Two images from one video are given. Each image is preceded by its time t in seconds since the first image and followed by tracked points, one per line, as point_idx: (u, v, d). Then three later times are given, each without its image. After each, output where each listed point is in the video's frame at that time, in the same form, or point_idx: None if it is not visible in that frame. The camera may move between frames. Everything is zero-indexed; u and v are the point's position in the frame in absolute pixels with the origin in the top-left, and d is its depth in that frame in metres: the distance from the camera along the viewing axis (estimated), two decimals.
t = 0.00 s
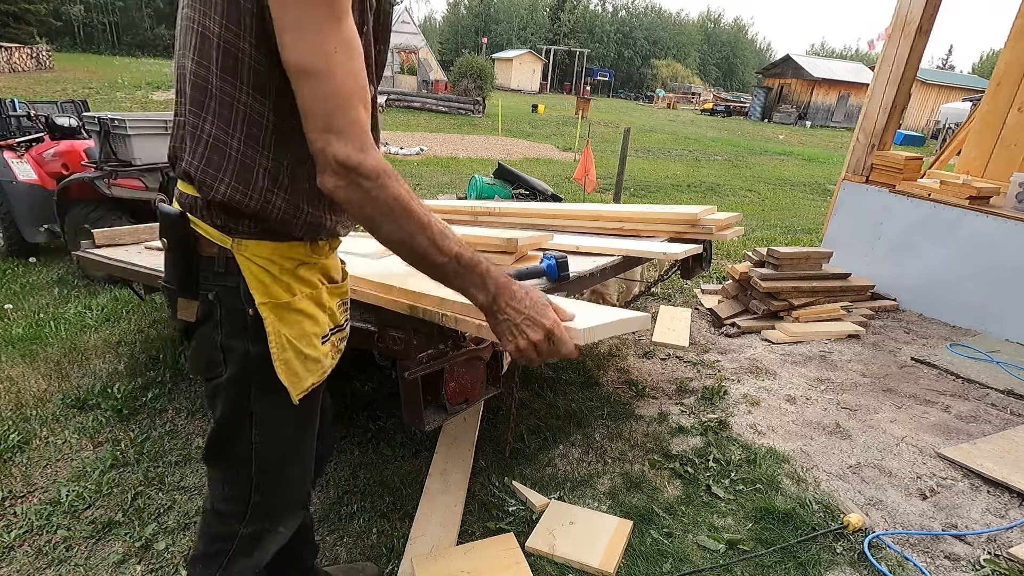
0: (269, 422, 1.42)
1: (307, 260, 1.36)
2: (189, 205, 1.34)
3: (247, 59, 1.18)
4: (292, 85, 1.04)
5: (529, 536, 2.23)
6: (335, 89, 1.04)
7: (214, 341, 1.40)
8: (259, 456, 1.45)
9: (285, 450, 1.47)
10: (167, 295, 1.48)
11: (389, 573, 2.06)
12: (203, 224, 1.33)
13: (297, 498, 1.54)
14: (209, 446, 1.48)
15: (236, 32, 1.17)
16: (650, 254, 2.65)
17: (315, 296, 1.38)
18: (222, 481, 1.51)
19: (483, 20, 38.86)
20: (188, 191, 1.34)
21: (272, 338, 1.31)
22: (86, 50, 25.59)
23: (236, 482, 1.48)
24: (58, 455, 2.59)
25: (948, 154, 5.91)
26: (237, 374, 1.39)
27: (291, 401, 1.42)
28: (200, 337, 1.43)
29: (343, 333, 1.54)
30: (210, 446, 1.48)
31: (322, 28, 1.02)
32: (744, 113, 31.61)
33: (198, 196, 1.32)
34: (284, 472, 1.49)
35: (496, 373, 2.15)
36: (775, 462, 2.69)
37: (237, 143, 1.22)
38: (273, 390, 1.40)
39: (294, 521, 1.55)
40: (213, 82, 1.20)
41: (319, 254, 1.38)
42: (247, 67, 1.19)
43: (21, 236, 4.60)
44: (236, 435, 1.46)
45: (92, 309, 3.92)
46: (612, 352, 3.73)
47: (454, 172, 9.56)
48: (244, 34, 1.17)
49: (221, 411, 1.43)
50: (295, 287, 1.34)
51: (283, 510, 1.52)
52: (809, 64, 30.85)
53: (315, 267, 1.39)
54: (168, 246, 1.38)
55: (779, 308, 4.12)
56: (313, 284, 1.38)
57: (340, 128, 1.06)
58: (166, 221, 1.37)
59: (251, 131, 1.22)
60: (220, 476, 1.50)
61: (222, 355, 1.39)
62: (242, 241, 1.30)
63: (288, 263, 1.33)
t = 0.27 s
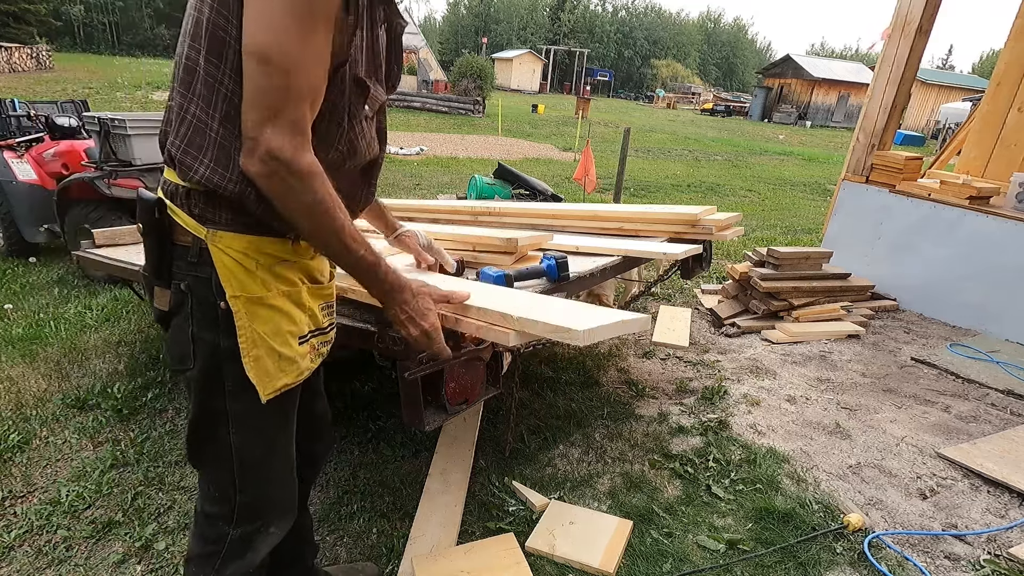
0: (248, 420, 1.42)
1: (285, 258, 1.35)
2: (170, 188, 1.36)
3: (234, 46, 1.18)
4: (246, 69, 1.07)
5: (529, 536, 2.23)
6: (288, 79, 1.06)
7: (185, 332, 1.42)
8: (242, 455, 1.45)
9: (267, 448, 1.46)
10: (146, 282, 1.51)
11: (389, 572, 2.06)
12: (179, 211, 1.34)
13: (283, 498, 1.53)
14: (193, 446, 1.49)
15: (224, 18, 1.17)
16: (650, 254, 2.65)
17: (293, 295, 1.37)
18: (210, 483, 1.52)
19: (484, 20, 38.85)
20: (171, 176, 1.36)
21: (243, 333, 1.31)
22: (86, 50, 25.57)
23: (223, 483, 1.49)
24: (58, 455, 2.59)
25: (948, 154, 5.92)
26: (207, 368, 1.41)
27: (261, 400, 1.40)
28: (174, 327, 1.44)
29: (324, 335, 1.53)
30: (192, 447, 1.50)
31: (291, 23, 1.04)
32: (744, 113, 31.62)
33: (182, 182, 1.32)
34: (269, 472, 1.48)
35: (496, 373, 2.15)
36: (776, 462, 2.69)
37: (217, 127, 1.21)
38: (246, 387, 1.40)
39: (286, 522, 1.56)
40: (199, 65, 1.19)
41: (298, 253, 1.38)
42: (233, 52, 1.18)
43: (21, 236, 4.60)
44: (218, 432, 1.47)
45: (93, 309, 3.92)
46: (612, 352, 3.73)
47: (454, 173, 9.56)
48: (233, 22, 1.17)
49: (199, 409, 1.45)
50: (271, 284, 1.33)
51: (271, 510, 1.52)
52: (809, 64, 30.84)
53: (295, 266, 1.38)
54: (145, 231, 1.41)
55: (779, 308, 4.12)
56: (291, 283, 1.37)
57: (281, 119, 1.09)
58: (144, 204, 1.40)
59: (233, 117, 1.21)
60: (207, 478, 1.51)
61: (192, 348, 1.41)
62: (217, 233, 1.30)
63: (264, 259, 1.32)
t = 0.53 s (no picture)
0: (247, 414, 1.43)
1: (286, 254, 1.35)
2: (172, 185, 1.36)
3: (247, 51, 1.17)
4: (274, 82, 1.08)
5: (529, 536, 2.23)
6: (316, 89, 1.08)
7: (186, 327, 1.42)
8: (240, 450, 1.45)
9: (265, 444, 1.46)
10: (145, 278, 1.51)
11: (389, 572, 2.06)
12: (182, 208, 1.35)
13: (281, 494, 1.53)
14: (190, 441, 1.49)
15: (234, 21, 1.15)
16: (650, 254, 2.65)
17: (294, 292, 1.37)
18: (207, 478, 1.52)
19: (483, 20, 38.85)
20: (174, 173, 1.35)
21: (245, 329, 1.32)
22: (85, 50, 25.56)
23: (220, 478, 1.49)
24: (58, 455, 2.59)
25: (948, 154, 5.91)
26: (208, 363, 1.41)
27: (262, 395, 1.41)
28: (174, 322, 1.45)
29: (324, 330, 1.53)
30: (190, 442, 1.49)
31: (312, 32, 1.05)
32: (744, 113, 31.61)
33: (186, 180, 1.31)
34: (268, 467, 1.48)
35: (497, 372, 2.15)
36: (775, 462, 2.69)
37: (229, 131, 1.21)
38: (247, 381, 1.40)
39: (282, 518, 1.55)
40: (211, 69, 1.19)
41: (298, 249, 1.38)
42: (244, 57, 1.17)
43: (21, 236, 4.60)
44: (217, 427, 1.47)
45: (93, 309, 3.92)
46: (612, 352, 3.73)
47: (454, 173, 9.56)
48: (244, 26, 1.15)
49: (198, 404, 1.45)
50: (272, 280, 1.34)
51: (268, 507, 1.52)
52: (809, 64, 30.83)
53: (295, 262, 1.38)
54: (146, 226, 1.41)
55: (779, 308, 4.12)
56: (292, 279, 1.37)
57: (314, 129, 1.12)
58: (144, 199, 1.39)
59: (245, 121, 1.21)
60: (205, 473, 1.51)
61: (193, 343, 1.41)
62: (220, 229, 1.30)
63: (265, 255, 1.32)
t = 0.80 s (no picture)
0: (243, 414, 1.42)
1: (284, 255, 1.36)
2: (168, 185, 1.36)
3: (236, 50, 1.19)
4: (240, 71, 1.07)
5: (529, 536, 2.23)
6: (275, 79, 1.07)
7: (183, 328, 1.42)
8: (236, 450, 1.45)
9: (261, 443, 1.46)
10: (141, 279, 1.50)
11: (389, 572, 2.06)
12: (178, 208, 1.34)
13: (278, 494, 1.53)
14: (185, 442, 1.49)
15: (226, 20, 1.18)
16: (650, 254, 2.66)
17: (291, 293, 1.38)
18: (202, 479, 1.51)
19: (484, 20, 38.84)
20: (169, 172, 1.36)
21: (242, 330, 1.31)
22: (85, 50, 25.54)
23: (216, 479, 1.49)
24: (58, 455, 2.59)
25: (948, 154, 5.91)
26: (204, 363, 1.41)
27: (257, 396, 1.41)
28: (171, 323, 1.44)
29: (321, 331, 1.53)
30: (186, 443, 1.49)
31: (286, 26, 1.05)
32: (744, 113, 31.61)
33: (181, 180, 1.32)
34: (264, 467, 1.48)
35: (497, 372, 2.15)
36: (776, 462, 2.69)
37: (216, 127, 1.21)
38: (244, 381, 1.40)
39: (279, 518, 1.55)
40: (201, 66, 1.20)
41: (296, 250, 1.39)
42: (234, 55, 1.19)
43: (21, 236, 4.60)
44: (212, 427, 1.47)
45: (93, 309, 3.92)
46: (612, 352, 3.73)
47: (454, 173, 9.55)
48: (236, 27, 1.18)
49: (194, 404, 1.45)
50: (270, 281, 1.34)
51: (265, 507, 1.52)
52: (809, 64, 30.82)
53: (293, 263, 1.39)
54: (141, 227, 1.40)
55: (779, 308, 4.12)
56: (290, 281, 1.38)
57: (269, 115, 1.10)
58: (139, 200, 1.39)
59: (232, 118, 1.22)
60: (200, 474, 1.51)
61: (189, 343, 1.41)
62: (217, 230, 1.30)
63: (263, 257, 1.33)
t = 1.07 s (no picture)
0: (249, 417, 1.42)
1: (287, 255, 1.37)
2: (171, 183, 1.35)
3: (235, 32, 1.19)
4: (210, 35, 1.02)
5: (529, 536, 2.23)
6: (239, 28, 1.00)
7: (188, 330, 1.40)
8: (242, 454, 1.44)
9: (267, 445, 1.47)
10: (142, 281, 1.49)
11: (389, 573, 2.06)
12: (181, 207, 1.34)
13: (284, 498, 1.54)
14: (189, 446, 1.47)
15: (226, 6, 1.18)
16: (649, 254, 2.66)
17: (295, 292, 1.39)
18: (207, 484, 1.51)
19: (484, 20, 38.85)
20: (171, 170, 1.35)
21: (248, 331, 1.31)
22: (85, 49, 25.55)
23: (221, 483, 1.49)
24: (58, 455, 2.59)
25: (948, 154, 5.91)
26: (210, 366, 1.40)
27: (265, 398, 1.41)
28: (174, 326, 1.43)
29: (326, 332, 1.54)
30: (191, 447, 1.48)
31: None
32: (744, 113, 31.61)
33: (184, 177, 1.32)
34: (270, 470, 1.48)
35: (496, 373, 2.15)
36: (775, 462, 2.69)
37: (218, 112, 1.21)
38: (250, 383, 1.40)
39: (284, 521, 1.56)
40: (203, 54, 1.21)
41: (299, 250, 1.40)
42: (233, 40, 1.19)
43: (21, 236, 4.60)
44: (217, 430, 1.46)
45: (93, 309, 3.92)
46: (612, 352, 3.73)
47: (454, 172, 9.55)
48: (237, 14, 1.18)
49: (198, 408, 1.44)
50: (274, 281, 1.35)
51: (271, 511, 1.53)
52: (809, 64, 30.82)
53: (296, 262, 1.40)
54: (143, 228, 1.39)
55: (779, 308, 4.12)
56: (293, 280, 1.39)
57: (230, 62, 1.01)
58: (140, 200, 1.38)
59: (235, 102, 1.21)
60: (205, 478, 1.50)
61: (195, 346, 1.40)
62: (221, 230, 1.30)
63: (266, 256, 1.33)
